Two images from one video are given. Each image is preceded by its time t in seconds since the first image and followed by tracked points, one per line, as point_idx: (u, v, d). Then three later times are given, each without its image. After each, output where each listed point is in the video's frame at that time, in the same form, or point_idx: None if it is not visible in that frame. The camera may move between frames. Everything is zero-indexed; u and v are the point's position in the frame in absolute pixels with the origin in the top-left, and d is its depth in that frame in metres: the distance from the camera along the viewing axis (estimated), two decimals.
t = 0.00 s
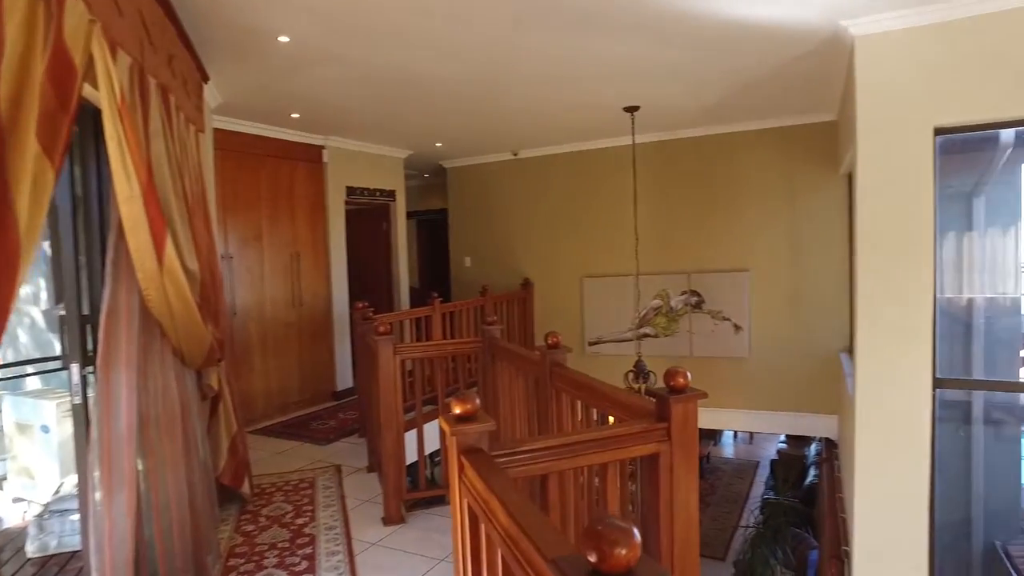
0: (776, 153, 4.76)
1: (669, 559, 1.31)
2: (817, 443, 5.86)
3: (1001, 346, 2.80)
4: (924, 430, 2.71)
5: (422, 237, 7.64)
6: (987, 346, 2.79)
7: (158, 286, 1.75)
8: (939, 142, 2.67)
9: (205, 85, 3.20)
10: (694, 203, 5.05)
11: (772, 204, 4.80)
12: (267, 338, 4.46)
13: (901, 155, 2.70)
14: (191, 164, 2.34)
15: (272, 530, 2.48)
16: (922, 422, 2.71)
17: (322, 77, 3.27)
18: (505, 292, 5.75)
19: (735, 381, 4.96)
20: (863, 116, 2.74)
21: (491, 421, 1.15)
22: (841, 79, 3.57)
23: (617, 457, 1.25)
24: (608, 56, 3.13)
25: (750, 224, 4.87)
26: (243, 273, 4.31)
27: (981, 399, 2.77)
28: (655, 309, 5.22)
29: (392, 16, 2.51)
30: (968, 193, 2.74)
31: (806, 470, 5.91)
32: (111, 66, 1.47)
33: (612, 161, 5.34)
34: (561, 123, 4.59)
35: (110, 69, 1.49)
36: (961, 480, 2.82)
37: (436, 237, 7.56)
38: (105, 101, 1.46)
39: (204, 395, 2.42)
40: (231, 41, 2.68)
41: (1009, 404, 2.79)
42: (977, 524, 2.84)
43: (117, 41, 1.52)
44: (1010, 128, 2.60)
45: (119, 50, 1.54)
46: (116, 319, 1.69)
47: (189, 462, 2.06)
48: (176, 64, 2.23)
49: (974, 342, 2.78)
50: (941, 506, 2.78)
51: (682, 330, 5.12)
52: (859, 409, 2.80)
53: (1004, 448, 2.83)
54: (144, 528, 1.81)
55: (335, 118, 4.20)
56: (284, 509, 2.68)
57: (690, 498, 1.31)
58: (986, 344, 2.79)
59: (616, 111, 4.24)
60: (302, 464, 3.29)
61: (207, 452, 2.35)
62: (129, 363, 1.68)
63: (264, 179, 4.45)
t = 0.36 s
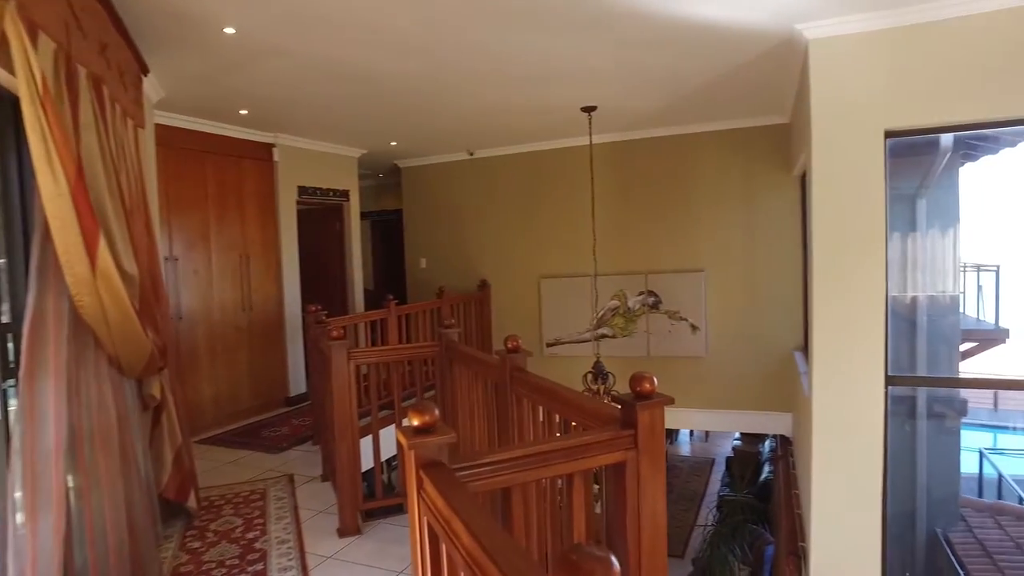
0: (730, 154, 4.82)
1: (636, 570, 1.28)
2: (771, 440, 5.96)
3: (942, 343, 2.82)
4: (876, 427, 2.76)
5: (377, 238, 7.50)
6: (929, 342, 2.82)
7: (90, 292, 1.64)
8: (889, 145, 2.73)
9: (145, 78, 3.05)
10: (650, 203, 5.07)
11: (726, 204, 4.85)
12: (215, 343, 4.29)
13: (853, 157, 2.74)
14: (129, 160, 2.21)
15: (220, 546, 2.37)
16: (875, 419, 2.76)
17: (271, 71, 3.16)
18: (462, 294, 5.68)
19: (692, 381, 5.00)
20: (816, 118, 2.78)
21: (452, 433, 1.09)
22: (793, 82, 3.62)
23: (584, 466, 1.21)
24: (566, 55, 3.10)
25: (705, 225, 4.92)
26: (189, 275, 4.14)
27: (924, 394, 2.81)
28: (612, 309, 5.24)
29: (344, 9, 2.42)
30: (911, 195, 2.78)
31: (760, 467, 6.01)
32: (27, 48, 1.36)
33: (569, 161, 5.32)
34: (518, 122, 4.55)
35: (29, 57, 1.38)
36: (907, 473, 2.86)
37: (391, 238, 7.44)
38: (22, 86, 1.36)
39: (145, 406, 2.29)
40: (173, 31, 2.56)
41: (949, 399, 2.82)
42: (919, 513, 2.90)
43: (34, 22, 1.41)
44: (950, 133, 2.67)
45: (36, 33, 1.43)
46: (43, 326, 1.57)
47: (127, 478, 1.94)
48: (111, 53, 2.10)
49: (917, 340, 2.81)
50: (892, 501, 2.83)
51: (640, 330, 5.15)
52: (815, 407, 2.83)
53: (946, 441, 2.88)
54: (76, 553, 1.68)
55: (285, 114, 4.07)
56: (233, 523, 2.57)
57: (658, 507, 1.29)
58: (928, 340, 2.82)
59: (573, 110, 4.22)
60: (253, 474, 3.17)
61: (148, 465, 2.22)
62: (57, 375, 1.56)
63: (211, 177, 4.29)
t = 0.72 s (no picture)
0: (688, 156, 4.86)
1: (605, 573, 1.27)
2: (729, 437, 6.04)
3: (892, 340, 2.90)
4: (833, 424, 2.81)
5: (335, 239, 7.37)
6: (880, 339, 2.89)
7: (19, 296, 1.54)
8: (844, 146, 2.78)
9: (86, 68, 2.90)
10: (611, 204, 5.08)
11: (685, 205, 4.90)
12: (164, 348, 4.13)
13: (810, 158, 2.78)
14: (65, 154, 2.09)
15: (169, 561, 2.27)
16: (831, 417, 2.81)
17: (222, 65, 3.04)
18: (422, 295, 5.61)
19: (652, 380, 5.03)
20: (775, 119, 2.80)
21: (414, 443, 1.04)
22: (751, 83, 3.65)
23: (554, 473, 1.18)
24: (526, 53, 3.07)
25: (665, 225, 4.96)
26: (136, 277, 3.97)
27: (875, 390, 2.88)
28: (573, 310, 5.24)
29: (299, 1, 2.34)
30: (862, 197, 2.84)
31: (719, 464, 6.08)
32: None
33: (529, 161, 5.30)
34: (478, 121, 4.50)
35: None
36: (859, 469, 2.91)
37: (348, 238, 7.31)
38: None
39: (86, 416, 2.16)
40: (115, 19, 2.43)
41: (898, 394, 2.90)
42: (871, 505, 2.94)
43: None
44: (899, 137, 2.74)
45: None
46: None
47: (63, 493, 1.82)
48: (46, 41, 1.98)
49: (868, 336, 2.88)
50: (847, 496, 2.89)
51: (600, 330, 5.16)
52: (774, 405, 2.86)
53: (895, 435, 2.94)
54: None
55: (238, 110, 3.94)
56: (183, 537, 2.46)
57: (626, 513, 1.27)
58: (879, 337, 2.89)
59: (534, 109, 4.19)
60: (205, 484, 3.05)
61: (88, 479, 2.10)
62: None
63: (158, 176, 4.13)
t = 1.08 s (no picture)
0: (647, 157, 4.90)
1: None
2: (687, 436, 6.11)
3: (844, 339, 2.95)
4: (792, 423, 2.85)
5: (290, 241, 7.21)
6: (832, 337, 2.95)
7: None
8: (801, 148, 2.84)
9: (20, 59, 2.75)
10: (570, 205, 5.09)
11: (643, 206, 4.93)
12: (108, 354, 3.96)
13: (769, 159, 2.81)
14: None
15: None
16: (790, 415, 2.85)
17: (168, 58, 2.92)
18: (380, 297, 5.51)
19: (612, 381, 5.05)
20: (734, 120, 2.83)
21: (379, 454, 1.00)
22: (709, 86, 3.69)
23: (527, 482, 1.15)
24: (488, 52, 3.03)
25: (623, 226, 4.98)
26: (78, 281, 3.80)
27: (827, 387, 2.94)
28: (533, 311, 5.22)
29: None
30: (815, 198, 2.90)
31: (678, 463, 6.16)
32: None
33: (487, 161, 5.27)
34: (437, 121, 4.44)
35: None
36: (814, 465, 2.96)
37: (303, 239, 7.15)
38: None
39: (19, 429, 2.04)
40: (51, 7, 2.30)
41: (849, 391, 2.96)
42: (824, 498, 2.99)
43: None
44: (850, 140, 2.81)
45: None
46: None
47: None
48: None
49: (820, 336, 2.93)
50: (804, 493, 2.93)
51: (561, 332, 5.15)
52: (735, 405, 2.89)
53: (848, 432, 2.99)
54: None
55: (186, 106, 3.80)
56: (129, 555, 2.35)
57: (599, 519, 1.24)
58: (831, 335, 2.95)
59: (493, 109, 4.16)
60: (153, 497, 2.93)
61: (22, 497, 1.98)
62: None
63: (101, 175, 3.96)
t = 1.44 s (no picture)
0: (600, 160, 4.94)
1: None
2: (638, 436, 6.17)
3: (791, 337, 3.02)
4: (744, 422, 2.90)
5: (235, 244, 7.01)
6: (780, 336, 3.01)
7: None
8: (753, 151, 2.89)
9: None
10: (523, 206, 5.08)
11: (596, 208, 4.97)
12: (38, 363, 3.75)
13: (722, 161, 2.85)
14: None
15: None
16: (742, 415, 2.90)
17: (104, 49, 2.79)
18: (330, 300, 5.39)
19: (566, 383, 5.06)
20: (689, 122, 2.85)
21: (342, 468, 0.98)
22: (662, 89, 3.73)
23: (492, 489, 1.19)
24: (445, 51, 3.00)
25: (576, 228, 5.00)
26: (5, 285, 3.59)
27: (775, 384, 3.00)
28: (486, 313, 5.17)
29: None
30: (762, 201, 2.95)
31: (630, 462, 6.24)
32: None
33: (440, 162, 5.21)
34: (389, 120, 4.37)
35: None
36: (763, 462, 3.02)
37: (249, 241, 6.95)
38: None
39: None
40: None
41: (796, 387, 3.03)
42: (771, 492, 3.04)
43: None
44: (795, 144, 2.90)
45: None
46: None
47: None
48: None
49: (767, 333, 2.98)
50: (757, 491, 2.98)
51: (515, 334, 5.13)
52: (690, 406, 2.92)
53: (794, 426, 3.06)
54: None
55: (123, 100, 3.64)
56: None
57: (566, 522, 1.29)
58: (779, 333, 3.01)
59: (447, 110, 4.12)
60: (89, 515, 2.78)
61: None
62: None
63: (29, 172, 3.75)
